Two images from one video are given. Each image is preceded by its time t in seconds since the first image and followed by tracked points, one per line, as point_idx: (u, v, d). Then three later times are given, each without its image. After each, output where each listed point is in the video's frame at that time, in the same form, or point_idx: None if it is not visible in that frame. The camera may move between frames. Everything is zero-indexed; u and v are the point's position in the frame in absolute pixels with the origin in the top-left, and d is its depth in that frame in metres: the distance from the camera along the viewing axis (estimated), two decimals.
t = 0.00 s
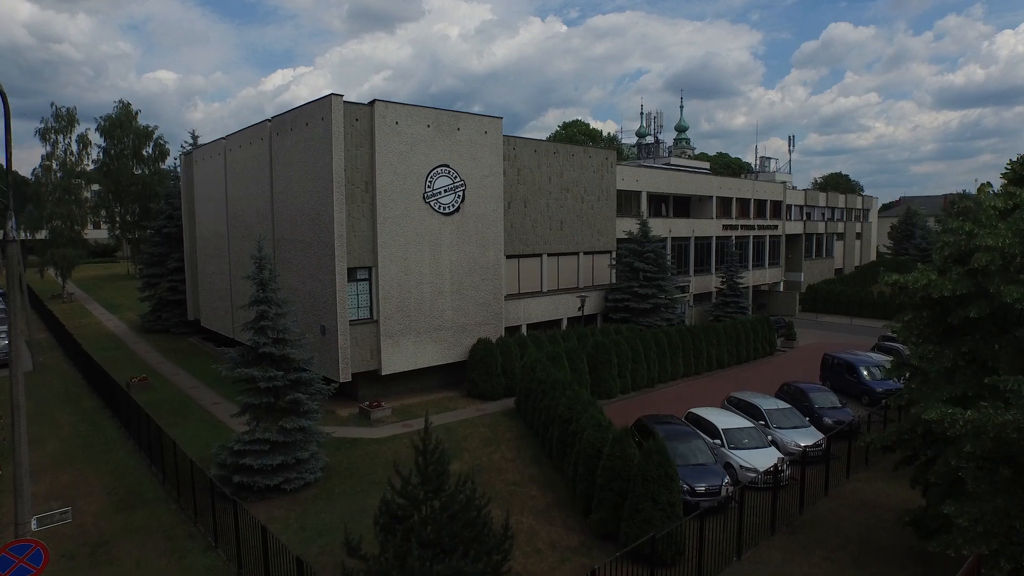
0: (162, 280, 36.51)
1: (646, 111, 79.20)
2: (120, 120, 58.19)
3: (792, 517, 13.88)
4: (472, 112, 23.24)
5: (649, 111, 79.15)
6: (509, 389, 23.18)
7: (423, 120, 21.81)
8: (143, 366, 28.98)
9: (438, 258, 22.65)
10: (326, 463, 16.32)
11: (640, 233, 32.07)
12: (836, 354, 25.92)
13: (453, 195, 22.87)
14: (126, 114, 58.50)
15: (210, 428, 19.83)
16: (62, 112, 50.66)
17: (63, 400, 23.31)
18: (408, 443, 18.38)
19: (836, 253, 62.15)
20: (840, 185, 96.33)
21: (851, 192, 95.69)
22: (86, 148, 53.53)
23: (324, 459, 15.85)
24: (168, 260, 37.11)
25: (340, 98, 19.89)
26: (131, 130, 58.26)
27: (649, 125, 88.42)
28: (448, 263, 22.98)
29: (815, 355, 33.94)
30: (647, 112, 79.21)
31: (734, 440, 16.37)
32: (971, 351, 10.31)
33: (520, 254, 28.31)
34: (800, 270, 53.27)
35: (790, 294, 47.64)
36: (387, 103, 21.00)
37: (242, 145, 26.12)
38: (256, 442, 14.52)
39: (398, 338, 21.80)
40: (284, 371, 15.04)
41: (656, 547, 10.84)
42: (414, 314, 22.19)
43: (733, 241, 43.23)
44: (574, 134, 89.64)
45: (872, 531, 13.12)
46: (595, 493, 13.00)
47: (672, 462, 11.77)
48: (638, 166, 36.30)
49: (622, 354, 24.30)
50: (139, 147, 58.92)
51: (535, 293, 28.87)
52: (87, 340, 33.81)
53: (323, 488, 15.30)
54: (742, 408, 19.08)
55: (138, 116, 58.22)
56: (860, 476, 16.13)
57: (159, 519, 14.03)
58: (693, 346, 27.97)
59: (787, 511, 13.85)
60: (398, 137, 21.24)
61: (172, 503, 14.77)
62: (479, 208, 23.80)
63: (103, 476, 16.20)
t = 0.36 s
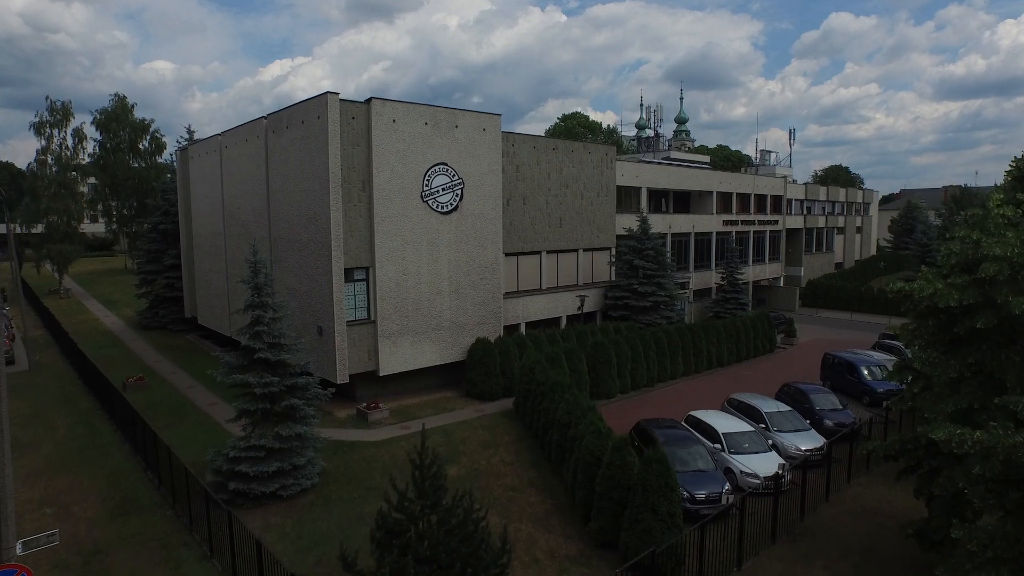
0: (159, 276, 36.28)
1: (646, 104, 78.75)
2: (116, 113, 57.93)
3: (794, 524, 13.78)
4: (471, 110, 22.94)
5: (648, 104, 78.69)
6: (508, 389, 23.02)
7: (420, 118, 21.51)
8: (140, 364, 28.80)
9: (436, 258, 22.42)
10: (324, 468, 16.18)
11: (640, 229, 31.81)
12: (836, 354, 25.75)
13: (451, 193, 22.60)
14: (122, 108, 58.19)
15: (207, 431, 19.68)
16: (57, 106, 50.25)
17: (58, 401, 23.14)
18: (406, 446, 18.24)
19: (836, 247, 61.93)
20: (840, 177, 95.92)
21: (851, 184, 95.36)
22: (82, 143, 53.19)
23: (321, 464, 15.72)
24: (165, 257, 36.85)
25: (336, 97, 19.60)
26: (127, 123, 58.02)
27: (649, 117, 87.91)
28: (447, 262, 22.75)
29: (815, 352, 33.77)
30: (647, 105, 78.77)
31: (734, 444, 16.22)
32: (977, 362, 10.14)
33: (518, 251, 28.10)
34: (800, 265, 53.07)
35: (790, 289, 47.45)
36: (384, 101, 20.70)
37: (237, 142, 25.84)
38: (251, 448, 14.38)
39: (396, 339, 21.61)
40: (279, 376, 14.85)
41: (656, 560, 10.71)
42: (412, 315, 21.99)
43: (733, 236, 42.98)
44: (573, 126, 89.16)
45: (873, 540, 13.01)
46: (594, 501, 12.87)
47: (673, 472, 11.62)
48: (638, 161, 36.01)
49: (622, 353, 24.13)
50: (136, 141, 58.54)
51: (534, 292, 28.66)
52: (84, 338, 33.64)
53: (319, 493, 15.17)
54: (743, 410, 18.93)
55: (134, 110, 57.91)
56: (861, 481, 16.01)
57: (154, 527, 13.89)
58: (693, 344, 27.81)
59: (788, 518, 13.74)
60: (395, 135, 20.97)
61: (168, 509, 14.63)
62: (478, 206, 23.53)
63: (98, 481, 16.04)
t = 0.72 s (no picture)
0: (155, 275, 36.04)
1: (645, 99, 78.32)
2: (112, 109, 57.51)
3: (794, 535, 13.65)
4: (468, 110, 22.67)
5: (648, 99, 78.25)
6: (506, 392, 22.86)
7: (417, 119, 21.24)
8: (136, 366, 28.61)
9: (434, 261, 22.21)
10: (320, 477, 16.02)
11: (639, 229, 31.56)
12: (836, 356, 25.58)
13: (448, 195, 22.35)
14: (117, 104, 57.77)
15: (202, 436, 19.51)
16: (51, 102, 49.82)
17: (52, 404, 22.95)
18: (403, 452, 18.08)
19: (836, 245, 61.72)
20: (840, 173, 95.54)
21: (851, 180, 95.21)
22: (78, 139, 52.84)
23: (317, 472, 15.55)
24: (161, 256, 36.60)
25: (332, 98, 19.33)
26: (123, 120, 57.64)
27: (648, 112, 87.56)
28: (444, 264, 22.53)
29: (814, 352, 33.61)
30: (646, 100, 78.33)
31: (734, 452, 16.08)
32: (983, 377, 9.95)
33: (517, 252, 27.88)
34: (800, 263, 52.84)
35: (789, 288, 47.28)
36: (380, 102, 20.43)
37: (233, 142, 25.56)
38: (246, 458, 14.20)
39: (393, 343, 21.42)
40: (274, 385, 14.65)
41: None
42: (409, 318, 21.79)
43: (733, 235, 42.77)
44: (572, 121, 88.78)
45: (874, 552, 12.89)
46: (593, 514, 12.73)
47: (672, 486, 11.47)
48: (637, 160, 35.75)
49: (621, 356, 23.95)
50: (132, 137, 58.19)
51: (533, 292, 28.45)
52: (80, 339, 33.44)
53: (316, 503, 15.01)
54: (743, 416, 18.79)
55: (130, 106, 57.52)
56: (862, 489, 15.88)
57: (148, 538, 13.74)
58: (692, 345, 27.64)
59: (788, 529, 13.62)
60: (392, 136, 20.71)
61: (162, 520, 14.48)
62: (475, 208, 23.29)
63: (92, 489, 15.87)
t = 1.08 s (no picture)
0: (151, 279, 35.78)
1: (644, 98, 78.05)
2: (108, 109, 57.16)
3: (795, 550, 13.49)
4: (465, 114, 22.43)
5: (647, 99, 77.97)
6: (504, 399, 22.71)
7: (413, 124, 21.00)
8: (131, 371, 28.39)
9: (431, 267, 21.99)
10: (315, 489, 15.83)
11: (638, 232, 31.32)
12: (836, 361, 25.42)
13: (445, 201, 22.12)
14: (113, 103, 57.42)
15: (197, 446, 19.31)
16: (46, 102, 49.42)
17: (46, 412, 22.74)
18: (400, 462, 17.89)
19: (835, 245, 61.55)
20: (839, 172, 95.33)
21: (850, 179, 95.13)
22: (73, 140, 52.48)
23: (313, 485, 15.35)
24: (157, 259, 36.33)
25: (327, 103, 19.08)
26: (119, 120, 57.30)
27: (647, 111, 87.37)
28: (441, 270, 22.31)
29: (814, 355, 33.43)
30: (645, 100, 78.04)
31: (734, 464, 15.91)
32: (989, 397, 9.76)
33: (515, 256, 27.66)
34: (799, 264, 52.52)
35: (789, 289, 47.10)
36: (377, 107, 20.19)
37: (228, 146, 25.30)
38: (240, 473, 14.01)
39: (390, 350, 21.22)
40: (268, 398, 14.44)
41: None
42: (406, 325, 21.57)
43: (732, 236, 42.56)
44: (571, 120, 88.51)
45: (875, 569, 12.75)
46: (591, 530, 12.57)
47: (672, 504, 11.31)
48: (636, 161, 35.50)
49: (620, 363, 23.77)
50: (128, 137, 57.89)
51: (531, 297, 28.24)
52: (75, 343, 33.19)
53: (311, 516, 14.83)
54: (742, 425, 18.62)
55: (125, 106, 57.18)
56: (863, 501, 15.73)
57: (140, 554, 13.55)
58: (691, 350, 27.45)
59: (789, 544, 13.46)
60: (388, 142, 20.48)
61: (155, 534, 14.28)
62: (473, 213, 23.06)
63: (84, 502, 15.68)
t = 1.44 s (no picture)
0: (147, 283, 35.55)
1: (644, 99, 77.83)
2: (105, 110, 56.97)
3: (796, 566, 13.33)
4: (463, 120, 22.21)
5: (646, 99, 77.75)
6: (502, 407, 22.54)
7: (411, 130, 20.80)
8: (127, 377, 28.19)
9: (429, 274, 21.79)
10: (311, 502, 15.65)
11: (638, 237, 31.11)
12: (836, 367, 25.24)
13: (443, 207, 21.91)
14: (110, 105, 57.22)
15: (192, 456, 19.13)
16: (42, 104, 49.16)
17: (41, 419, 22.54)
18: (397, 473, 17.71)
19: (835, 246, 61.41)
20: (839, 172, 95.10)
21: (849, 180, 94.82)
22: (69, 141, 52.25)
23: (309, 498, 15.17)
24: (153, 262, 36.07)
25: (323, 109, 18.87)
26: (116, 121, 57.12)
27: (646, 111, 87.13)
28: (439, 277, 22.11)
29: (814, 359, 33.25)
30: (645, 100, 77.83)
31: (734, 476, 15.74)
32: (995, 417, 9.59)
33: (513, 261, 27.48)
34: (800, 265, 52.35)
35: (789, 291, 46.92)
36: (373, 113, 19.97)
37: (224, 151, 25.07)
38: (235, 488, 13.81)
39: (387, 358, 21.03)
40: (263, 412, 14.25)
41: None
42: (404, 333, 21.38)
43: (732, 239, 42.38)
44: (570, 120, 88.30)
45: None
46: (590, 547, 12.41)
47: (672, 523, 11.14)
48: (635, 164, 35.31)
49: (619, 370, 23.61)
50: (125, 138, 57.69)
51: (529, 302, 28.04)
52: (71, 348, 32.96)
53: (307, 530, 14.66)
54: (743, 435, 18.45)
55: (123, 107, 56.99)
56: (864, 514, 15.56)
57: (133, 570, 13.38)
58: (690, 356, 27.27)
59: (790, 561, 13.30)
60: (385, 148, 20.26)
61: (148, 549, 14.11)
62: (470, 219, 22.85)
63: (77, 516, 15.49)
